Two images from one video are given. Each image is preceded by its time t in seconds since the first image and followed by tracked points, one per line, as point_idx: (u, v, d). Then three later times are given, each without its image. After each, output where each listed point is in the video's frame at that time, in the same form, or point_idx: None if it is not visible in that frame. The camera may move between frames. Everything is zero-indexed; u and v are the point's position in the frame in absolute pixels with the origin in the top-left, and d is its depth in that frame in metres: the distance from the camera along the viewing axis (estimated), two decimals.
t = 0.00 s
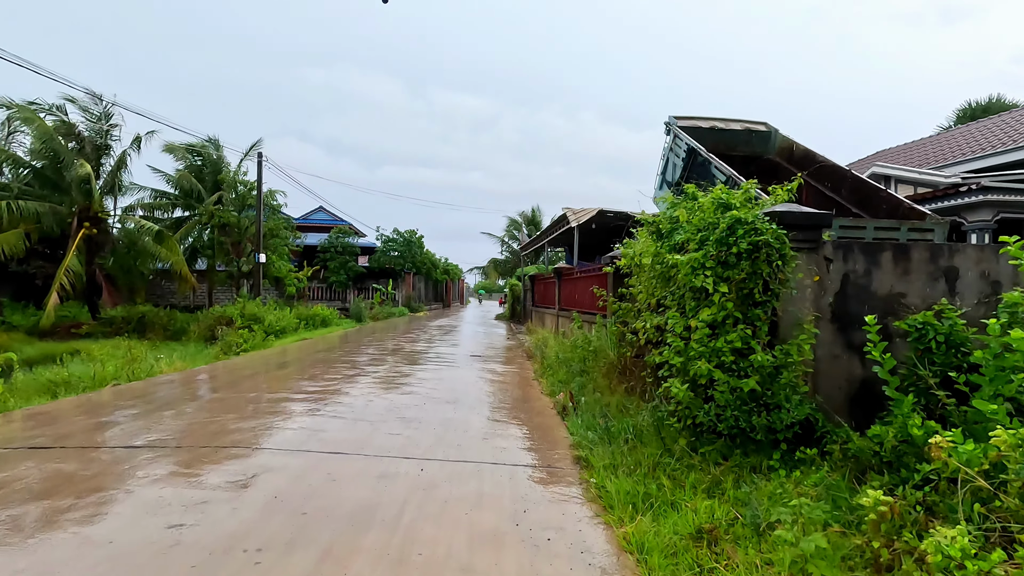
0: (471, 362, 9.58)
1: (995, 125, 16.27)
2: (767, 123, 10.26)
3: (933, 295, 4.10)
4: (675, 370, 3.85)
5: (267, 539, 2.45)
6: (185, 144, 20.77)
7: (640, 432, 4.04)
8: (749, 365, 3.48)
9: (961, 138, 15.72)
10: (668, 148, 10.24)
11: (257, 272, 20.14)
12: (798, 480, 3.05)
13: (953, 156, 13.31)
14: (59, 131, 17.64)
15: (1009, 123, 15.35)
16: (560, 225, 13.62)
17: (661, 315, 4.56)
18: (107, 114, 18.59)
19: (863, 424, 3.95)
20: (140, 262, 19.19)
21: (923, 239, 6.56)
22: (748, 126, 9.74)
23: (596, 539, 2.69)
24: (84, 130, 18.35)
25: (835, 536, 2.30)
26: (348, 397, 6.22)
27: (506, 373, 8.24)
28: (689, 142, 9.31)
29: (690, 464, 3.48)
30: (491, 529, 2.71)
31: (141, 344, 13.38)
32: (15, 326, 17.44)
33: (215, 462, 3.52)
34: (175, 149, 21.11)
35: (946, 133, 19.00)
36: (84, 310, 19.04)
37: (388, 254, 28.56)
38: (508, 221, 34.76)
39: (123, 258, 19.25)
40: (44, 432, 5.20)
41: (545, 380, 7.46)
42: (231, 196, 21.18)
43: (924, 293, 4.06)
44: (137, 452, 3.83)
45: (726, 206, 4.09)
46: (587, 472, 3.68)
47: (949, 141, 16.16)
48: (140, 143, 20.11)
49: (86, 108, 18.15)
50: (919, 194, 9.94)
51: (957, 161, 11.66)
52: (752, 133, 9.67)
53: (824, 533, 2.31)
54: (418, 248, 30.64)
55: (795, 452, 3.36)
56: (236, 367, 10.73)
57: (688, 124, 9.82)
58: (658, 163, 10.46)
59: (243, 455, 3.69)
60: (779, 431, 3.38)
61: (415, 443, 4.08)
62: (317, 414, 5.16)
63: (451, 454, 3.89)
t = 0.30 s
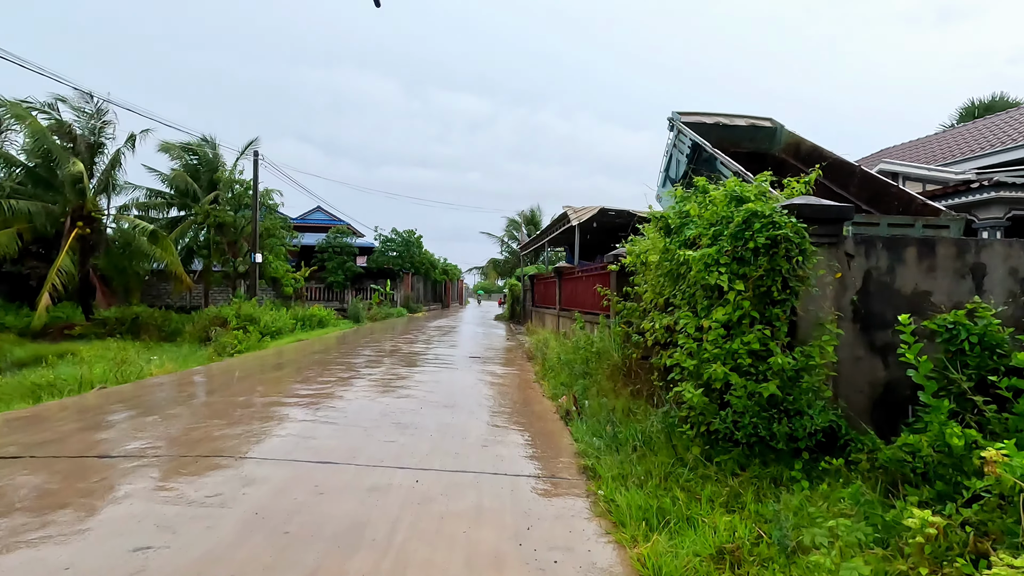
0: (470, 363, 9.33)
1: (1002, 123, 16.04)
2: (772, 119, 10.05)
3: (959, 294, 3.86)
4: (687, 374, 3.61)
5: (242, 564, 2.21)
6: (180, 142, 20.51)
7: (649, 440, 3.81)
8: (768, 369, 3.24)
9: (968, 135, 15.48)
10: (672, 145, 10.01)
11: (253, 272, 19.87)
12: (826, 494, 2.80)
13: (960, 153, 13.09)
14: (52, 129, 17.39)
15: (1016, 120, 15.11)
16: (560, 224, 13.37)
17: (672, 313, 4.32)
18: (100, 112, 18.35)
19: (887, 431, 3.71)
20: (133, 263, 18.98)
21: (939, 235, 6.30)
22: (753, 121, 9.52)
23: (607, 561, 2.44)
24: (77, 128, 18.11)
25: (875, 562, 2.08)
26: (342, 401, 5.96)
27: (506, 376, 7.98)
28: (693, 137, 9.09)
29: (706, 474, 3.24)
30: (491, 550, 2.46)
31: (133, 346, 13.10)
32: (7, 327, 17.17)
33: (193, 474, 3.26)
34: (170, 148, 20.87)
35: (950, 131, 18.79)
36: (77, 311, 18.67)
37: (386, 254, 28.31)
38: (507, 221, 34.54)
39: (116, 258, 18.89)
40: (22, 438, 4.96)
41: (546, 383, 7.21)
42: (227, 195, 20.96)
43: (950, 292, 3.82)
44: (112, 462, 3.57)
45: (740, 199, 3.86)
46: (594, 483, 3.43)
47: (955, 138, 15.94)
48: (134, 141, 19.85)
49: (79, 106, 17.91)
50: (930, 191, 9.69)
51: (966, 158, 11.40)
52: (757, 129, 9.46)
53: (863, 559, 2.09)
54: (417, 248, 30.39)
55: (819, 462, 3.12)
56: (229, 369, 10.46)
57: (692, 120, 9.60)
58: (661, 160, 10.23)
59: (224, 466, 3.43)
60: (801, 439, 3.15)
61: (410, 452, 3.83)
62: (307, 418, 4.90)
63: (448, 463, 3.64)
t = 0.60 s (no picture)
0: (470, 366, 9.08)
1: (1011, 120, 15.76)
2: (779, 115, 9.79)
3: (990, 295, 3.60)
4: (700, 381, 3.38)
5: None
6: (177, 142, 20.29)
7: (659, 451, 3.58)
8: (789, 377, 3.01)
9: (976, 133, 15.21)
10: (676, 142, 9.79)
11: (250, 272, 19.62)
12: (856, 516, 2.57)
13: (969, 150, 12.82)
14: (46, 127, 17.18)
15: None
16: (561, 223, 13.13)
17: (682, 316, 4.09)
18: (94, 110, 18.12)
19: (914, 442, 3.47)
20: (129, 263, 18.67)
21: (956, 233, 6.02)
22: (759, 118, 9.29)
23: None
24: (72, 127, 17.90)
25: None
26: (335, 406, 5.72)
27: (507, 379, 7.73)
28: (698, 134, 8.86)
29: (722, 490, 3.01)
30: None
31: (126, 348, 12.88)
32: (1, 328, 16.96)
33: (167, 491, 3.02)
34: (167, 147, 20.64)
35: (956, 130, 18.54)
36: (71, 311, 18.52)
37: (385, 255, 28.05)
38: (508, 221, 34.26)
39: (111, 259, 18.66)
40: None
41: (548, 388, 6.96)
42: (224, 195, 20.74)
43: (980, 293, 3.56)
44: (84, 476, 3.34)
45: (755, 194, 3.63)
46: (601, 500, 3.19)
47: (964, 135, 15.65)
48: (130, 140, 19.63)
49: (73, 104, 17.69)
50: (941, 188, 9.41)
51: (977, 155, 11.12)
52: (764, 126, 9.24)
53: None
54: (417, 248, 30.12)
55: (845, 478, 2.88)
56: (223, 372, 10.23)
57: (697, 117, 9.38)
58: (665, 157, 10.00)
59: (203, 482, 3.19)
60: (825, 453, 2.91)
61: (404, 464, 3.58)
62: (297, 426, 4.67)
63: (444, 477, 3.39)
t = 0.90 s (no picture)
0: (464, 367, 8.83)
1: (1013, 116, 15.58)
2: (780, 110, 9.57)
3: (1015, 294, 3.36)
4: (707, 386, 3.14)
5: None
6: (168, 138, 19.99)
7: (662, 460, 3.34)
8: (804, 382, 2.77)
9: (979, 130, 15.03)
10: (676, 138, 9.57)
11: (243, 271, 19.32)
12: (881, 537, 2.33)
13: (973, 147, 12.61)
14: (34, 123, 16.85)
15: None
16: (559, 221, 12.89)
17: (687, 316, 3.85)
18: (83, 105, 17.79)
19: (935, 451, 3.23)
20: (119, 262, 18.37)
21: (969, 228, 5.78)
22: (761, 113, 9.08)
23: None
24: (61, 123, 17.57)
25: None
26: (321, 410, 5.46)
27: (502, 381, 7.47)
28: (699, 129, 8.63)
29: (731, 505, 2.77)
30: None
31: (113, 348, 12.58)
32: None
33: (125, 509, 2.75)
34: (159, 144, 20.34)
35: (957, 127, 18.35)
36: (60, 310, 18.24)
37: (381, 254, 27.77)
38: (505, 220, 34.02)
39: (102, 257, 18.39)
40: None
41: (545, 390, 6.70)
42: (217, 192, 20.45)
43: (1005, 291, 3.31)
44: (39, 490, 3.07)
45: (764, 186, 3.40)
46: (600, 515, 2.95)
47: (965, 133, 15.46)
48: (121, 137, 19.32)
49: (61, 99, 17.37)
50: (948, 184, 9.19)
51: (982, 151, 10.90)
52: (766, 121, 9.04)
53: None
54: (413, 247, 29.85)
55: (865, 492, 2.65)
56: (211, 373, 9.95)
57: (697, 112, 9.17)
58: (665, 153, 9.78)
59: (168, 497, 2.92)
60: (844, 465, 2.67)
61: (388, 476, 3.33)
62: (278, 431, 4.40)
63: (431, 490, 3.15)
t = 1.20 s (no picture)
0: (459, 369, 8.60)
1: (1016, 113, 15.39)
2: (782, 106, 9.37)
3: None
4: (715, 396, 2.93)
5: None
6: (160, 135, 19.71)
7: (667, 474, 3.13)
8: (821, 394, 2.56)
9: (982, 127, 14.84)
10: (676, 134, 9.36)
11: (235, 270, 19.01)
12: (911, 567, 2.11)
13: (977, 144, 12.42)
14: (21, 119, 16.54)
15: None
16: (556, 220, 12.66)
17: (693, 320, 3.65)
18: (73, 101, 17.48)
19: (958, 464, 3.02)
20: (110, 262, 18.10)
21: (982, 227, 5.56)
22: (762, 109, 8.87)
23: None
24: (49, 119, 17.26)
25: None
26: (308, 416, 5.23)
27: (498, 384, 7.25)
28: (700, 124, 8.41)
29: (744, 527, 2.56)
30: None
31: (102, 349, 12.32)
32: None
33: (83, 533, 2.53)
34: (151, 142, 20.05)
35: (958, 125, 18.18)
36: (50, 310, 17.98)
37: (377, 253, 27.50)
38: (502, 219, 33.79)
39: (92, 256, 18.10)
40: None
41: (541, 393, 6.49)
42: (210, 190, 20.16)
43: None
44: None
45: (775, 182, 3.19)
46: (600, 537, 2.73)
47: (967, 130, 15.27)
48: (112, 134, 19.02)
49: (50, 95, 17.06)
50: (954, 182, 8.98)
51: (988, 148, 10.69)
52: (767, 118, 8.85)
53: None
54: (409, 246, 29.58)
55: (889, 514, 2.44)
56: (200, 375, 9.70)
57: (698, 109, 8.96)
58: (665, 150, 9.57)
59: (130, 519, 2.69)
60: (866, 485, 2.45)
61: (372, 493, 3.10)
62: (260, 441, 4.17)
63: (418, 509, 2.93)
